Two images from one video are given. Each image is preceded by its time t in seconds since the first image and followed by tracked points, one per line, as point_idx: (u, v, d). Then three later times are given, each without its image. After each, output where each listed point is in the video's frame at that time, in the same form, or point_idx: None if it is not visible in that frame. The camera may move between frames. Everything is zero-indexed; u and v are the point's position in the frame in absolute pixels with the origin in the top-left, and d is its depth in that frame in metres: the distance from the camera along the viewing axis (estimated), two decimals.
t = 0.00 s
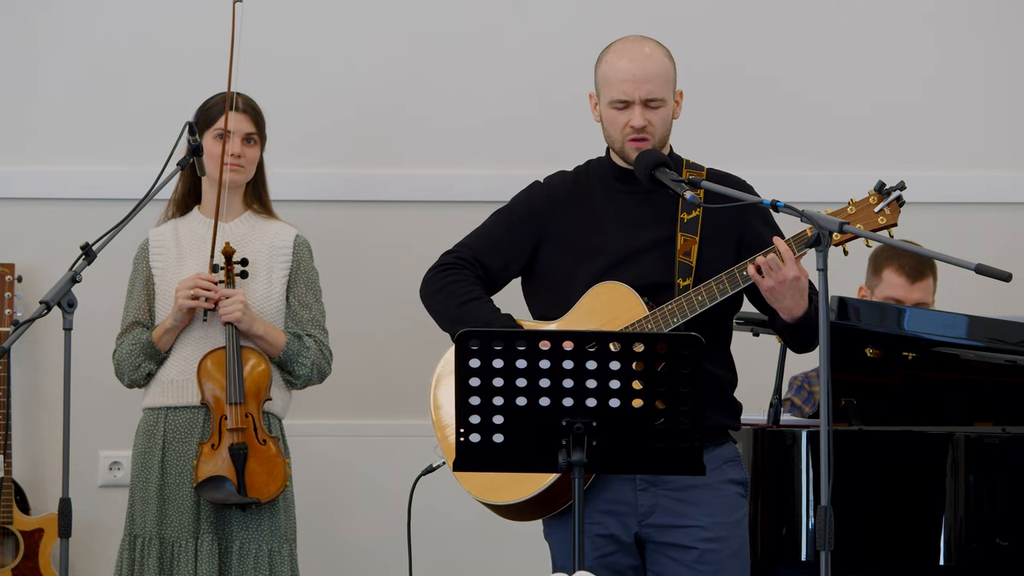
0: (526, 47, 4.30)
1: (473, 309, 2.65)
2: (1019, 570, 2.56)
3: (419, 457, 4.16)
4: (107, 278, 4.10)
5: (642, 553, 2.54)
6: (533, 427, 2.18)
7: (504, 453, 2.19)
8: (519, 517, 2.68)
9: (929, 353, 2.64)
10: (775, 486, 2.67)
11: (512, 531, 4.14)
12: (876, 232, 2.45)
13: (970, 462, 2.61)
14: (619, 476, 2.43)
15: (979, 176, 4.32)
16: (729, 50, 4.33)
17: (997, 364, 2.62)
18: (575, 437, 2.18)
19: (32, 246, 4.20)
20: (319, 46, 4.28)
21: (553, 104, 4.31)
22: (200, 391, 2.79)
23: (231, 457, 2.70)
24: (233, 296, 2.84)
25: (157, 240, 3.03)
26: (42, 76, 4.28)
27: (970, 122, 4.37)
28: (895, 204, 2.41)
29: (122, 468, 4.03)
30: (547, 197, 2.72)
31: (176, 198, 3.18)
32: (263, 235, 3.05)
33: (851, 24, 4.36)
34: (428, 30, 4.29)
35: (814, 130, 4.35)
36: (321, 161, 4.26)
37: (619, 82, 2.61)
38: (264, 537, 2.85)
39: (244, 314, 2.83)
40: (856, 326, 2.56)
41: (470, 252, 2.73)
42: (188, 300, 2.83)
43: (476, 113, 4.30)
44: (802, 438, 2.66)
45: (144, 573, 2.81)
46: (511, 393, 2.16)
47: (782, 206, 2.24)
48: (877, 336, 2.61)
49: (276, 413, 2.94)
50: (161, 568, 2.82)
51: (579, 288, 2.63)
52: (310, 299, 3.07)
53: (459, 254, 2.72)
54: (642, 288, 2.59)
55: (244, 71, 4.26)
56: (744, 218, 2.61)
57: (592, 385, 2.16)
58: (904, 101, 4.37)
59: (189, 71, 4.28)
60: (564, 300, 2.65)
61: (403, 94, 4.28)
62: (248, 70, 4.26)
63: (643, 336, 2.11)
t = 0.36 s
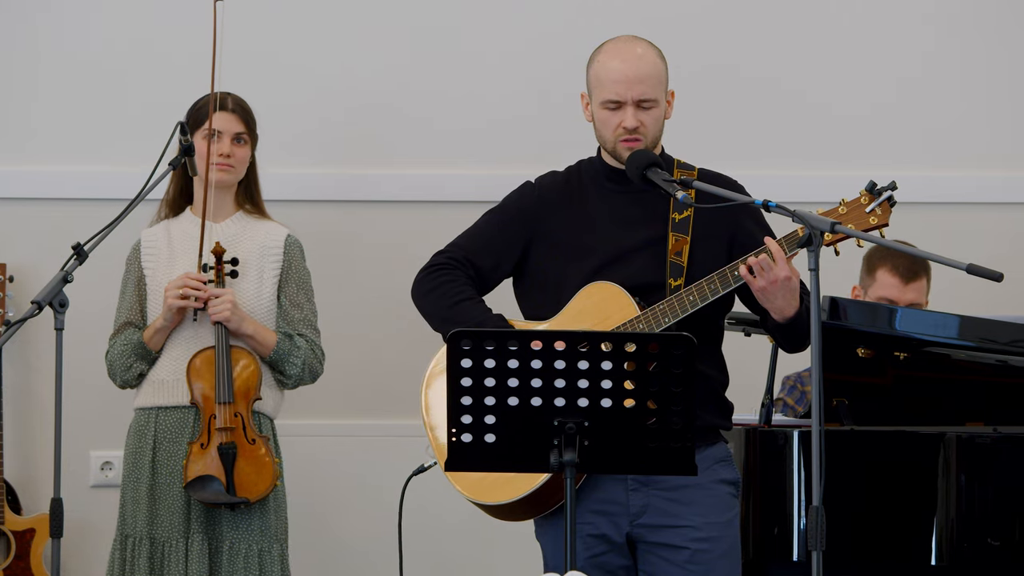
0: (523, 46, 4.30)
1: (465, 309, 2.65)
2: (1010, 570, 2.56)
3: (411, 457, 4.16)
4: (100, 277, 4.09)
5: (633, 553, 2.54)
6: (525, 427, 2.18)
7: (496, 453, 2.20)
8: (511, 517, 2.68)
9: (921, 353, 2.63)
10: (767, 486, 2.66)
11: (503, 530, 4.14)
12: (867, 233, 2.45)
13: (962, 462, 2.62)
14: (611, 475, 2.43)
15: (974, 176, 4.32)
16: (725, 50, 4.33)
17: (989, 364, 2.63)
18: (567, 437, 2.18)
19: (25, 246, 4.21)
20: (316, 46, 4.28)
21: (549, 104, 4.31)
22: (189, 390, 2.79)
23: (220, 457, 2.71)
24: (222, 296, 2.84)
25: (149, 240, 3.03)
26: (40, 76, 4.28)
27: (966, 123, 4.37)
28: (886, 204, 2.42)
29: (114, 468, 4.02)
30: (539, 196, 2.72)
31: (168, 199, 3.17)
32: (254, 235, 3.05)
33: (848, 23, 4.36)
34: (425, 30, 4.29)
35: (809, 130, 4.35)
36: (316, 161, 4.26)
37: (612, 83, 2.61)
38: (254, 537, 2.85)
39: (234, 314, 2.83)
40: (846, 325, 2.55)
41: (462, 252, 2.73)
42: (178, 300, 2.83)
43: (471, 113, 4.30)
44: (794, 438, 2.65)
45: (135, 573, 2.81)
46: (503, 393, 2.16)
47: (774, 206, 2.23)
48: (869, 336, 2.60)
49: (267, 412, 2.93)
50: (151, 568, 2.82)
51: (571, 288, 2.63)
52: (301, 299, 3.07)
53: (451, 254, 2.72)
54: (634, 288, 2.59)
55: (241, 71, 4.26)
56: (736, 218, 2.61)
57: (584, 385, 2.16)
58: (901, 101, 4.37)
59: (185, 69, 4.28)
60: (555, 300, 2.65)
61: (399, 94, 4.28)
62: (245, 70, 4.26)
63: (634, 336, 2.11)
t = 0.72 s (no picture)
0: (517, 46, 4.30)
1: (454, 310, 2.65)
2: (998, 570, 2.56)
3: (402, 457, 4.16)
4: (91, 278, 4.09)
5: (623, 553, 2.54)
6: (514, 427, 2.18)
7: (486, 453, 2.19)
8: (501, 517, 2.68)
9: (911, 353, 2.63)
10: (756, 486, 2.66)
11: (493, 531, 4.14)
12: (856, 232, 2.45)
13: (951, 463, 2.61)
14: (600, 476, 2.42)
15: (966, 176, 4.33)
16: (719, 50, 4.34)
17: (977, 364, 2.63)
18: (556, 437, 2.18)
19: (16, 246, 4.21)
20: (311, 46, 4.28)
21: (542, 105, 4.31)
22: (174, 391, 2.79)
23: (205, 458, 2.70)
24: (207, 295, 2.84)
25: (137, 241, 3.04)
26: (39, 77, 4.28)
27: (960, 123, 4.37)
28: (874, 203, 2.40)
29: (103, 469, 4.02)
30: (527, 197, 2.72)
31: (158, 199, 3.17)
32: (241, 236, 3.05)
33: (843, 23, 4.37)
34: (419, 31, 4.29)
35: (802, 131, 4.36)
36: (310, 161, 4.26)
37: (601, 83, 2.61)
38: (240, 537, 2.85)
39: (218, 313, 2.84)
40: (835, 326, 2.54)
41: (451, 253, 2.73)
42: (162, 301, 2.83)
43: (465, 114, 4.30)
44: (783, 439, 2.66)
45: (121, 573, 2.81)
46: (492, 393, 2.16)
47: (762, 206, 2.22)
48: (858, 337, 2.59)
49: (254, 413, 2.95)
50: (138, 568, 2.82)
51: (560, 288, 2.63)
52: (288, 299, 3.08)
53: (440, 254, 2.72)
54: (623, 288, 2.59)
55: (236, 71, 4.27)
56: (724, 218, 2.61)
57: (574, 385, 2.16)
58: (895, 101, 4.37)
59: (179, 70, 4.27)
60: (544, 300, 2.65)
61: (393, 94, 4.29)
62: (240, 70, 4.27)
63: (624, 336, 2.11)
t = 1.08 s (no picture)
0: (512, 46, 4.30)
1: (446, 311, 2.65)
2: (988, 570, 2.55)
3: (393, 458, 4.16)
4: (83, 278, 4.09)
5: (615, 554, 2.53)
6: (505, 427, 2.18)
7: (477, 453, 2.19)
8: (493, 517, 2.67)
9: (902, 353, 2.63)
10: (748, 486, 2.66)
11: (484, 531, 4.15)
12: (847, 231, 2.46)
13: (942, 463, 2.61)
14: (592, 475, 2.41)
15: (955, 176, 4.33)
16: (714, 50, 4.34)
17: (969, 364, 2.63)
18: (548, 438, 2.17)
19: (9, 246, 4.21)
20: (306, 45, 4.28)
21: (537, 104, 4.31)
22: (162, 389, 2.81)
23: (190, 458, 2.73)
24: (193, 296, 2.85)
25: (126, 241, 3.04)
26: (39, 76, 4.27)
27: (955, 123, 4.38)
28: (865, 203, 2.41)
29: (94, 469, 4.02)
30: (519, 198, 2.72)
31: (148, 200, 3.17)
32: (229, 236, 3.05)
33: (839, 24, 4.37)
34: (415, 30, 4.29)
35: (796, 130, 4.36)
36: (305, 160, 4.26)
37: (592, 83, 2.61)
38: (227, 538, 2.86)
39: (204, 314, 2.84)
40: (826, 326, 2.54)
41: (443, 254, 2.74)
42: (149, 301, 2.85)
43: (459, 114, 4.30)
44: (774, 439, 2.66)
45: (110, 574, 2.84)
46: (484, 394, 2.16)
47: (753, 207, 2.22)
48: (848, 337, 2.59)
49: (242, 413, 2.95)
50: (126, 568, 2.85)
51: (552, 288, 2.63)
52: (276, 299, 3.07)
53: (431, 255, 2.73)
54: (615, 288, 2.59)
55: (233, 71, 4.27)
56: (716, 219, 2.61)
57: (565, 386, 2.16)
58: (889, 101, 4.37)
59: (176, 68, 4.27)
60: (536, 300, 2.65)
61: (387, 94, 4.28)
62: (237, 70, 4.27)
63: (614, 336, 2.11)
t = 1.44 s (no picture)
0: (507, 46, 4.30)
1: (438, 311, 2.64)
2: (980, 569, 2.57)
3: (383, 457, 4.16)
4: (76, 277, 4.08)
5: (606, 553, 2.53)
6: (497, 427, 2.18)
7: (468, 454, 2.19)
8: (486, 517, 2.67)
9: (893, 353, 2.64)
10: (739, 486, 2.66)
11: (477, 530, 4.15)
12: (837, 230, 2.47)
13: (933, 463, 2.62)
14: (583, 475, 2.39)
15: (950, 177, 4.34)
16: (709, 50, 4.34)
17: (959, 364, 2.65)
18: (539, 437, 2.17)
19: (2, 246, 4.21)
20: (305, 46, 4.28)
21: (531, 105, 4.31)
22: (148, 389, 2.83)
23: (178, 458, 2.75)
24: (180, 296, 2.87)
25: (113, 242, 3.06)
26: (40, 77, 4.27)
27: (949, 124, 4.38)
28: (854, 201, 2.43)
29: (85, 469, 4.02)
30: (512, 197, 2.71)
31: (135, 200, 3.18)
32: (216, 236, 3.06)
33: (835, 24, 4.37)
34: (411, 31, 4.29)
35: (791, 131, 4.36)
36: (300, 160, 4.26)
37: (584, 83, 2.60)
38: (216, 538, 2.90)
39: (191, 313, 2.86)
40: (817, 326, 2.55)
41: (435, 255, 2.73)
42: (135, 301, 2.86)
43: (453, 114, 4.30)
44: (766, 439, 2.66)
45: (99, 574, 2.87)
46: (475, 394, 2.16)
47: (745, 207, 2.23)
48: (839, 337, 2.60)
49: (230, 413, 2.98)
50: (115, 568, 2.88)
51: (543, 287, 2.63)
52: (264, 298, 3.08)
53: (423, 255, 2.72)
54: (606, 288, 2.59)
55: (230, 72, 4.26)
56: (707, 218, 2.61)
57: (556, 386, 2.16)
58: (883, 101, 4.37)
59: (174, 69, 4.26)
60: (527, 300, 2.65)
61: (381, 94, 4.28)
62: (234, 70, 4.26)
63: (605, 336, 2.10)
